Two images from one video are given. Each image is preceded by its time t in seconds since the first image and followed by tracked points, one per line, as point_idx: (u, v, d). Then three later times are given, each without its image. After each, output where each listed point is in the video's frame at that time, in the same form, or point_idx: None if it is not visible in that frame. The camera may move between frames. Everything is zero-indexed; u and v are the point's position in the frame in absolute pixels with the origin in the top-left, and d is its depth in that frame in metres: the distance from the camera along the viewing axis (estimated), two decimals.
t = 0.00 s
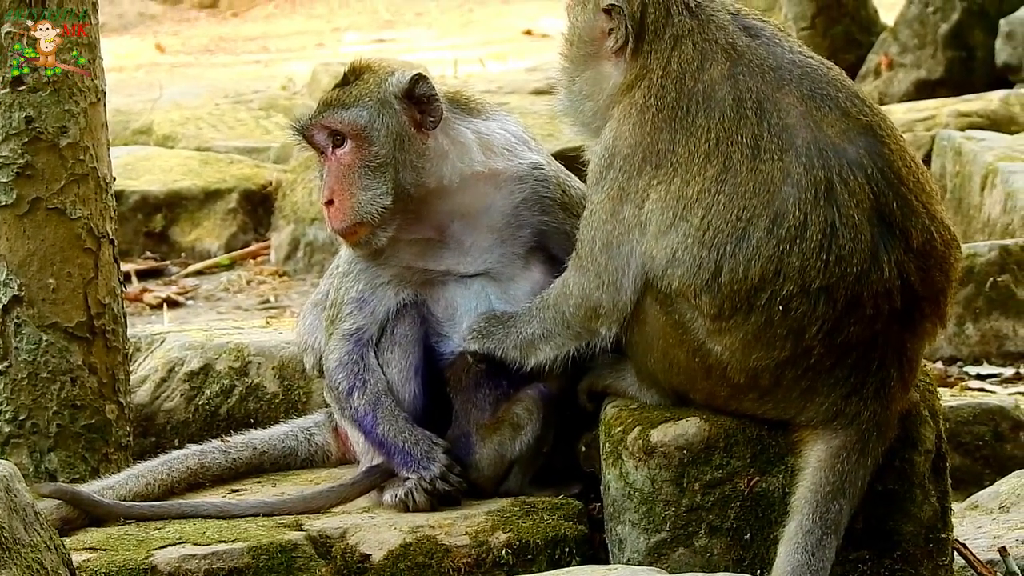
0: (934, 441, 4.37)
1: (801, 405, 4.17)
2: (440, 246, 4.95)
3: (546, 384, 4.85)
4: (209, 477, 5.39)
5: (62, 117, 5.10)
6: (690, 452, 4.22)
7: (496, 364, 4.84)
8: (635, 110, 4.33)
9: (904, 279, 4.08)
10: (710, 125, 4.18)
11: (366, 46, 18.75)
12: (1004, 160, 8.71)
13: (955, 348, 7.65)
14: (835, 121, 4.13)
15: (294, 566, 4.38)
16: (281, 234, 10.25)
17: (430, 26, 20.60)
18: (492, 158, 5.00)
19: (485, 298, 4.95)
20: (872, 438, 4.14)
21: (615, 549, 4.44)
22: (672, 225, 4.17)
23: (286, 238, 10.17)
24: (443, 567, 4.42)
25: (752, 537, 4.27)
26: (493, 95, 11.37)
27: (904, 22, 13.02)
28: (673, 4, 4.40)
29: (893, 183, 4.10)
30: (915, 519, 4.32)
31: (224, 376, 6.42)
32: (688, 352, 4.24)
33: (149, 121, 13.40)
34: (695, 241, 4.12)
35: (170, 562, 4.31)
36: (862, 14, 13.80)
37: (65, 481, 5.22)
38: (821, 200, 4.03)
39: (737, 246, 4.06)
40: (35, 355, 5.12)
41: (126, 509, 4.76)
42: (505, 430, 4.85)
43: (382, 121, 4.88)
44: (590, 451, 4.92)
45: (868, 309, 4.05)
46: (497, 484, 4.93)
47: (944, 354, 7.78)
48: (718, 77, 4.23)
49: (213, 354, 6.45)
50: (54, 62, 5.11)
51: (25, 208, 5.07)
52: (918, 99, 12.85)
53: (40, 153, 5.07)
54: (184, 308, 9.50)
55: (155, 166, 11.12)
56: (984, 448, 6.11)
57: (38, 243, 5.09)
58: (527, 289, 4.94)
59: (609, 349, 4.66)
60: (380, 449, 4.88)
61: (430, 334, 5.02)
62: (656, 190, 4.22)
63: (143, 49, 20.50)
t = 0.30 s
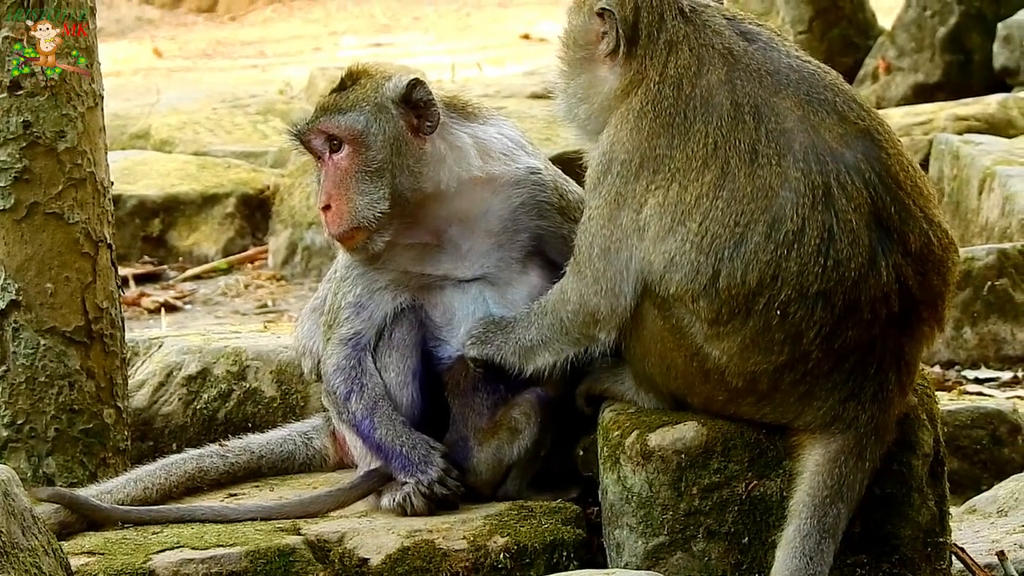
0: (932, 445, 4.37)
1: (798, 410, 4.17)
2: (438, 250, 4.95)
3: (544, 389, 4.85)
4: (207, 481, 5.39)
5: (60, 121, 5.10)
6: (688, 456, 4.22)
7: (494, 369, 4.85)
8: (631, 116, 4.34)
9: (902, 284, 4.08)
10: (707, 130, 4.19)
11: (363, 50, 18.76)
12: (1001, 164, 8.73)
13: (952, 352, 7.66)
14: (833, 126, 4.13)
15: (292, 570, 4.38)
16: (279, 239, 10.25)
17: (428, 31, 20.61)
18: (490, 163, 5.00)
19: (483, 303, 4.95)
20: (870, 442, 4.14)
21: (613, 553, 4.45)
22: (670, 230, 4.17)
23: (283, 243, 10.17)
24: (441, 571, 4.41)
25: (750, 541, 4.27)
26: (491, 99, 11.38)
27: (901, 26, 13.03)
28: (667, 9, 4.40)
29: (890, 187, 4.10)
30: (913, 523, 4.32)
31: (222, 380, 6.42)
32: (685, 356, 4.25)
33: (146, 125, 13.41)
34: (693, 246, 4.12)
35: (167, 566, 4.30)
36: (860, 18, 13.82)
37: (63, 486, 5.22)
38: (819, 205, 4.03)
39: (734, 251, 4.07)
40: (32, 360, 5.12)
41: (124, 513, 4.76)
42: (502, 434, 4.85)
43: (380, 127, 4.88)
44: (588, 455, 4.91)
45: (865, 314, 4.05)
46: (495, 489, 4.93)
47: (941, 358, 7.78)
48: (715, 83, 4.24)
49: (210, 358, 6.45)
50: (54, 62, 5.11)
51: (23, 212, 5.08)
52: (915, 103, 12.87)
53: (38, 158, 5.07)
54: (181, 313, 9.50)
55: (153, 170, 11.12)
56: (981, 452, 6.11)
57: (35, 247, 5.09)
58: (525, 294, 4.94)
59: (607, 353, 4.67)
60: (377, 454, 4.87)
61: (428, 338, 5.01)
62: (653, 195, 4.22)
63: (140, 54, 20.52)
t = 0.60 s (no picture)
0: (930, 447, 4.37)
1: (797, 411, 4.17)
2: (436, 252, 4.95)
3: (542, 391, 4.85)
4: (206, 484, 5.40)
5: (58, 124, 5.11)
6: (687, 457, 4.21)
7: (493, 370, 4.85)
8: (630, 117, 4.35)
9: (901, 284, 4.08)
10: (706, 131, 4.19)
11: (363, 52, 18.77)
12: (1000, 165, 8.73)
13: (952, 354, 7.66)
14: (832, 127, 4.13)
15: (291, 572, 4.37)
16: (278, 241, 10.25)
17: (427, 33, 20.62)
18: (488, 165, 5.01)
19: (481, 305, 4.96)
20: (869, 443, 4.14)
21: (612, 555, 4.45)
22: (668, 231, 4.17)
23: (282, 245, 10.17)
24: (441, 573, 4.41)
25: (749, 543, 4.27)
26: (490, 101, 11.38)
27: (900, 28, 13.04)
28: (663, 12, 4.43)
29: (889, 188, 4.10)
30: (912, 524, 4.32)
31: (221, 383, 6.42)
32: (684, 358, 4.25)
33: (145, 128, 13.42)
34: (691, 247, 4.12)
35: (166, 567, 4.29)
36: (859, 20, 13.82)
37: (62, 488, 5.21)
38: (817, 206, 4.03)
39: (733, 252, 4.07)
40: (31, 362, 5.13)
41: (123, 515, 4.76)
42: (501, 435, 4.85)
43: (378, 129, 4.88)
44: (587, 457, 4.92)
45: (864, 315, 4.05)
46: (494, 490, 4.93)
47: (940, 360, 7.78)
48: (713, 84, 4.24)
49: (209, 361, 6.45)
50: (54, 62, 5.12)
51: (22, 214, 5.08)
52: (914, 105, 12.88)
53: (37, 160, 5.08)
54: (181, 315, 9.50)
55: (152, 173, 11.13)
56: (980, 453, 6.11)
57: (34, 249, 5.09)
58: (523, 296, 4.94)
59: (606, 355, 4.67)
60: (376, 455, 4.87)
61: (427, 340, 5.01)
62: (652, 197, 4.23)
63: (139, 56, 20.52)
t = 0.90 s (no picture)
0: (928, 446, 4.38)
1: (796, 410, 4.18)
2: (434, 252, 4.95)
3: (540, 390, 4.86)
4: (204, 483, 5.39)
5: (55, 123, 5.10)
6: (684, 457, 4.21)
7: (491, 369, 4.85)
8: (626, 117, 4.35)
9: (899, 283, 4.08)
10: (702, 131, 4.19)
11: (361, 52, 18.78)
12: (998, 164, 8.74)
13: (949, 353, 7.67)
14: (828, 126, 4.13)
15: (289, 571, 4.38)
16: (276, 240, 10.25)
17: (425, 32, 20.62)
18: (485, 164, 5.01)
19: (479, 304, 4.96)
20: (867, 443, 4.15)
21: (610, 554, 4.45)
22: (665, 230, 4.18)
23: (280, 245, 10.17)
24: (439, 572, 4.41)
25: (747, 542, 4.27)
26: (488, 101, 11.38)
27: (898, 27, 13.05)
28: (658, 11, 4.43)
29: (886, 187, 4.10)
30: (910, 523, 4.33)
31: (218, 382, 6.42)
32: (682, 357, 4.25)
33: (143, 128, 13.42)
34: (688, 247, 4.12)
35: (164, 567, 4.30)
36: (857, 19, 13.83)
37: (60, 488, 5.21)
38: (815, 205, 4.03)
39: (730, 251, 4.07)
40: (29, 361, 5.12)
41: (121, 514, 4.76)
42: (498, 435, 4.85)
43: (374, 128, 4.88)
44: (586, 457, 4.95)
45: (862, 314, 4.05)
46: (492, 490, 4.93)
47: (937, 359, 7.78)
48: (710, 84, 4.24)
49: (207, 360, 6.46)
50: (54, 62, 5.12)
51: (19, 214, 5.07)
52: (912, 104, 12.89)
53: (35, 160, 5.07)
54: (179, 315, 9.50)
55: (150, 172, 11.12)
56: (978, 452, 6.11)
57: (31, 249, 5.09)
58: (521, 295, 4.94)
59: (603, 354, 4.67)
60: (374, 455, 4.87)
61: (425, 340, 5.01)
62: (648, 196, 4.23)
63: (137, 56, 20.51)
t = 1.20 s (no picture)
0: (926, 444, 4.38)
1: (794, 408, 4.18)
2: (432, 251, 4.95)
3: (538, 388, 4.86)
4: (202, 482, 5.40)
5: (54, 122, 5.10)
6: (683, 455, 4.22)
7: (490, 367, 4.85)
8: (623, 115, 4.34)
9: (896, 282, 4.08)
10: (700, 130, 4.19)
11: (359, 51, 18.78)
12: (996, 162, 8.74)
13: (947, 351, 7.66)
14: (826, 124, 4.13)
15: (287, 570, 4.38)
16: (274, 239, 10.24)
17: (423, 31, 20.62)
18: (483, 163, 5.01)
19: (477, 302, 4.95)
20: (865, 441, 4.15)
21: (608, 552, 4.45)
22: (662, 228, 4.18)
23: (278, 243, 10.17)
24: (437, 571, 4.41)
25: (745, 540, 4.27)
26: (486, 100, 11.39)
27: (896, 26, 13.05)
28: (654, 9, 4.41)
29: (883, 185, 4.10)
30: (908, 522, 4.33)
31: (217, 381, 6.42)
32: (680, 355, 4.25)
33: (141, 127, 13.42)
34: (686, 245, 4.12)
35: (163, 566, 4.30)
36: (855, 17, 13.84)
37: (58, 486, 5.21)
38: (812, 203, 4.03)
39: (728, 250, 4.07)
40: (27, 360, 5.12)
41: (119, 513, 4.76)
42: (497, 434, 4.86)
43: (373, 127, 4.88)
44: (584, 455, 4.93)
45: (860, 313, 4.06)
46: (490, 488, 4.92)
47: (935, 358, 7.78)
48: (707, 82, 4.23)
49: (205, 359, 6.46)
50: (53, 62, 5.12)
51: (18, 213, 5.07)
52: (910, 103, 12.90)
53: (33, 159, 5.07)
54: (177, 314, 9.50)
55: (148, 171, 11.11)
56: (976, 450, 6.11)
57: (29, 248, 5.09)
58: (519, 293, 4.93)
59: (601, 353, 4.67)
60: (372, 453, 4.87)
61: (423, 338, 5.01)
62: (646, 194, 4.23)
63: (135, 55, 20.50)
